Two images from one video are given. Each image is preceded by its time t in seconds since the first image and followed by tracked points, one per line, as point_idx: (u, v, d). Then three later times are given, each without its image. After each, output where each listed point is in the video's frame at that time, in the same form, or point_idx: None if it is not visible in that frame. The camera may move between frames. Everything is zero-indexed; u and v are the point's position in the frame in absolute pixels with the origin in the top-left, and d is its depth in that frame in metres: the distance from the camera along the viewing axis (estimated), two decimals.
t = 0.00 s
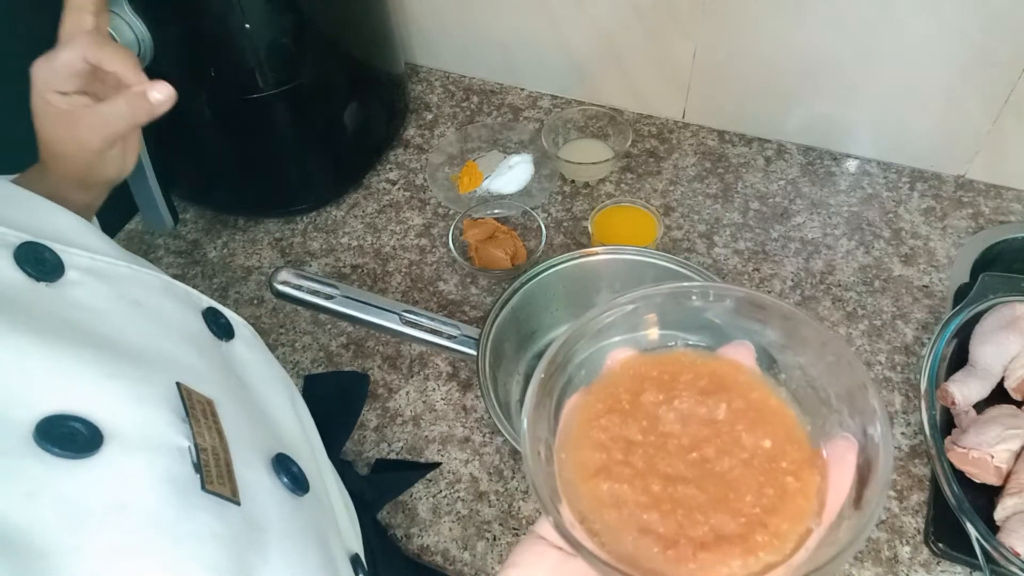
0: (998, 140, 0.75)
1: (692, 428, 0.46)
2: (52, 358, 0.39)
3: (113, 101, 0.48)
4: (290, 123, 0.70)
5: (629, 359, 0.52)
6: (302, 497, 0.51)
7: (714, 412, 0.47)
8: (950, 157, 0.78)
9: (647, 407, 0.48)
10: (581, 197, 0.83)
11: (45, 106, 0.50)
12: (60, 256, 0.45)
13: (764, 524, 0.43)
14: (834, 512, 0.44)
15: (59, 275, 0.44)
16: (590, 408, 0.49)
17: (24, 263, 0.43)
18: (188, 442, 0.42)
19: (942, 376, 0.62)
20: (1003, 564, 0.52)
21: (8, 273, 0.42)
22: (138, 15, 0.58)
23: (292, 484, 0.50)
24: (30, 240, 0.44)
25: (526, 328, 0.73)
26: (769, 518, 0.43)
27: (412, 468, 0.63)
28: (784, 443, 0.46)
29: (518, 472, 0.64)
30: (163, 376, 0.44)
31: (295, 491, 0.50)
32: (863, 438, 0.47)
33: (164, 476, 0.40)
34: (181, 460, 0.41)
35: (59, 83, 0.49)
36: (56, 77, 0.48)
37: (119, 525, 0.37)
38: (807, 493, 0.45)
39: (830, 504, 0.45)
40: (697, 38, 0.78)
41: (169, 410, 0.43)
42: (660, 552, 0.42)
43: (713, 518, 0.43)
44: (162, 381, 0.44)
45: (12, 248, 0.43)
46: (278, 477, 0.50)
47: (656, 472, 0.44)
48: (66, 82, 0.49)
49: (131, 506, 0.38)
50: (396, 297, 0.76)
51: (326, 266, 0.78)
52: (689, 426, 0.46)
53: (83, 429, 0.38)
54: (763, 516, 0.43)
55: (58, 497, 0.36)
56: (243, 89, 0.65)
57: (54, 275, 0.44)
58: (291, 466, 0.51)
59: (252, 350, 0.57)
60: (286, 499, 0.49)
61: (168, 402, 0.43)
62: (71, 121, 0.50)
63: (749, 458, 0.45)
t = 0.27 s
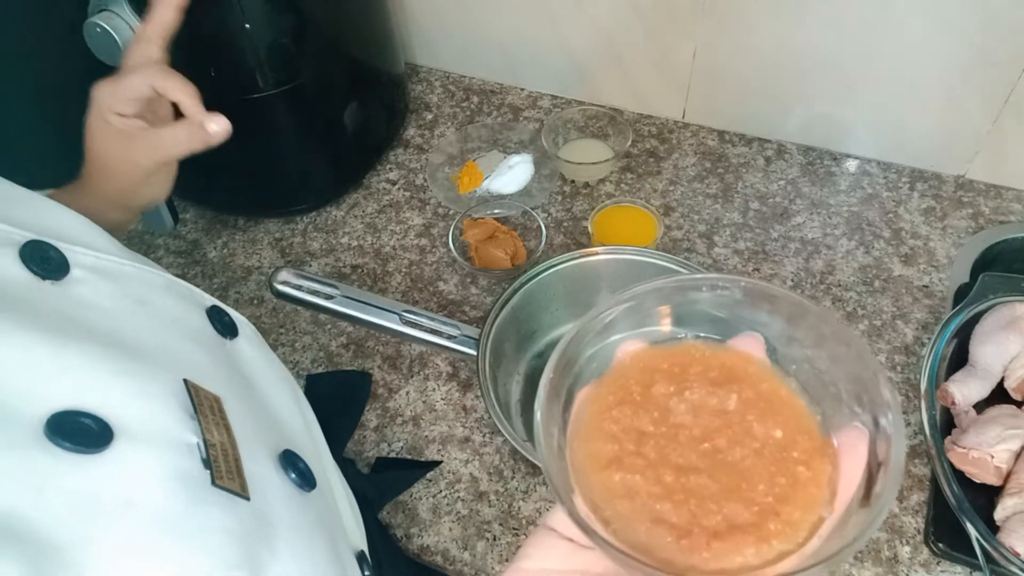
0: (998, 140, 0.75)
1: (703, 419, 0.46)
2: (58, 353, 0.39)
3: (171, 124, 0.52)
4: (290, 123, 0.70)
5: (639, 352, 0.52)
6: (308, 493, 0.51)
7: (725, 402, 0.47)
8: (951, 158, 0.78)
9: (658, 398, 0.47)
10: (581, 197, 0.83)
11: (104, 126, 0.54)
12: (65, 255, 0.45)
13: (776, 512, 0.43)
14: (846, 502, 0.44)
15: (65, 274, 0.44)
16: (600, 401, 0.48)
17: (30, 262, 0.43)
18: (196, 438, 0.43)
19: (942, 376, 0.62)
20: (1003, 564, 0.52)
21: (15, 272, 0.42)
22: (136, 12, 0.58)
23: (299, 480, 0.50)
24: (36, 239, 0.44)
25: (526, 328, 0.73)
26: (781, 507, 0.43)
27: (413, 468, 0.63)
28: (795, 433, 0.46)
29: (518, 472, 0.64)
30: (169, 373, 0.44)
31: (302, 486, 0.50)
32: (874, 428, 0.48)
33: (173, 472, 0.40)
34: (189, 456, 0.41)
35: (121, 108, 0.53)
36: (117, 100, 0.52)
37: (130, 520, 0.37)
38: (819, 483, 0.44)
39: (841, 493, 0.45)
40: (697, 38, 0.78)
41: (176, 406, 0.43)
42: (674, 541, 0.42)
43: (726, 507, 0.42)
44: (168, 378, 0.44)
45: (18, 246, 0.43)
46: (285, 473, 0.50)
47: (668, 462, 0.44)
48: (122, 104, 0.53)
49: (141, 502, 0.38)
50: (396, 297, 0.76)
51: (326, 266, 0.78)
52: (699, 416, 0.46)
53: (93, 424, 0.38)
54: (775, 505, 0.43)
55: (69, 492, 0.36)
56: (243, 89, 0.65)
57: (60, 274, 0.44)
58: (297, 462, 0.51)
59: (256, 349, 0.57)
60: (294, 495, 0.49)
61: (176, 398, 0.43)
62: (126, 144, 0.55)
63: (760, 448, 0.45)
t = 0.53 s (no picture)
0: (999, 140, 0.75)
1: (717, 416, 0.46)
2: (64, 349, 0.39)
3: (173, 119, 0.53)
4: (291, 122, 0.70)
5: (651, 348, 0.52)
6: (315, 490, 0.51)
7: (739, 399, 0.47)
8: (951, 158, 0.78)
9: (671, 395, 0.47)
10: (581, 197, 0.83)
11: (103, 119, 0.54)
12: (72, 254, 0.45)
13: (792, 509, 0.43)
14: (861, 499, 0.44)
15: (71, 272, 0.44)
16: (614, 397, 0.48)
17: (38, 260, 0.43)
18: (206, 435, 0.43)
19: (942, 376, 0.62)
20: (1003, 564, 0.52)
21: (22, 270, 0.42)
22: (137, 13, 0.58)
23: (306, 476, 0.51)
24: (42, 238, 0.44)
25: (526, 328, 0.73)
26: (796, 504, 0.43)
27: (412, 468, 0.63)
28: (809, 430, 0.46)
29: (518, 473, 0.64)
30: (178, 370, 0.45)
31: (310, 483, 0.51)
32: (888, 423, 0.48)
33: (184, 469, 0.40)
34: (199, 452, 0.41)
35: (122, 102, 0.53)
36: (118, 95, 0.53)
37: (144, 517, 0.37)
38: (833, 480, 0.45)
39: (857, 490, 0.45)
40: (698, 38, 0.78)
41: (185, 403, 0.43)
42: (689, 537, 0.42)
43: (741, 504, 0.42)
44: (177, 376, 0.44)
45: (24, 244, 0.43)
46: (292, 469, 0.50)
47: (683, 459, 0.44)
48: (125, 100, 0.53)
49: (154, 499, 0.38)
50: (396, 297, 0.76)
51: (326, 266, 0.78)
52: (715, 414, 0.46)
53: (104, 421, 0.38)
54: (791, 501, 0.43)
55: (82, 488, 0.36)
56: (242, 88, 0.65)
57: (67, 271, 0.44)
58: (304, 459, 0.51)
59: (260, 347, 0.57)
60: (302, 492, 0.49)
61: (185, 395, 0.43)
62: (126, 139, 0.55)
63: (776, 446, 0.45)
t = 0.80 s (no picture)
0: (999, 140, 0.75)
1: (717, 394, 0.45)
2: (68, 350, 0.38)
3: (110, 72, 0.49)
4: (291, 122, 0.70)
5: (650, 329, 0.51)
6: (320, 488, 0.51)
7: (740, 376, 0.46)
8: (951, 158, 0.78)
9: (671, 373, 0.47)
10: (581, 197, 0.83)
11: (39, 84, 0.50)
12: (75, 254, 0.45)
13: (793, 486, 0.42)
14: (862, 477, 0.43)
15: (75, 273, 0.44)
16: (614, 375, 0.47)
17: (40, 261, 0.42)
18: (211, 433, 0.43)
19: (942, 376, 0.62)
20: (1003, 564, 0.52)
21: (25, 271, 0.42)
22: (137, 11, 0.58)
23: (310, 474, 0.51)
24: (44, 238, 0.44)
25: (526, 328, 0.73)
26: (798, 481, 0.42)
27: (412, 467, 0.63)
28: (811, 407, 0.45)
29: (518, 472, 0.64)
30: (183, 368, 0.45)
31: (314, 480, 0.51)
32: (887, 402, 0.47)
33: (190, 467, 0.40)
34: (205, 450, 0.41)
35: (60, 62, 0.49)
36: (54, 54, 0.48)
37: (153, 514, 0.37)
38: (835, 457, 0.44)
39: (860, 467, 0.44)
40: (699, 37, 0.78)
41: (190, 401, 0.43)
42: (688, 515, 0.41)
43: (742, 481, 0.41)
44: (182, 374, 0.44)
45: (27, 246, 0.42)
46: (297, 468, 0.50)
47: (681, 437, 0.43)
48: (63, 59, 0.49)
49: (161, 496, 0.38)
50: (396, 297, 0.76)
51: (326, 266, 0.78)
52: (715, 390, 0.45)
53: (111, 420, 0.38)
54: (793, 479, 0.42)
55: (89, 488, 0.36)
56: (242, 89, 0.65)
57: (70, 271, 0.44)
58: (308, 456, 0.51)
59: (263, 346, 0.57)
60: (306, 490, 0.49)
61: (190, 395, 0.43)
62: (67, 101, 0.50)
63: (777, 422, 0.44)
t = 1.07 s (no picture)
0: (999, 140, 0.75)
1: (711, 339, 0.45)
2: (62, 347, 0.39)
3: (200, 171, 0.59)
4: (290, 122, 0.69)
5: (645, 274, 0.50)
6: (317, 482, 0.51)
7: (736, 319, 0.46)
8: (951, 158, 0.78)
9: (665, 320, 0.46)
10: (581, 197, 0.83)
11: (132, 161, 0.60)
12: (67, 256, 0.45)
13: (794, 426, 0.41)
14: (866, 414, 0.43)
15: (68, 274, 0.44)
16: (606, 324, 0.47)
17: (33, 263, 0.43)
18: (202, 428, 0.43)
19: (942, 376, 0.62)
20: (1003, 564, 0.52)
21: (18, 272, 0.42)
22: (137, 14, 0.58)
23: (307, 467, 0.50)
24: (37, 240, 0.44)
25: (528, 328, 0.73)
26: (798, 421, 0.42)
27: (412, 466, 0.63)
28: (810, 347, 0.45)
29: (518, 472, 0.64)
30: (175, 364, 0.45)
31: (311, 474, 0.51)
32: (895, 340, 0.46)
33: (181, 461, 0.40)
34: (196, 444, 0.41)
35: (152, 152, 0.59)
36: (148, 144, 0.58)
37: (143, 507, 0.37)
38: (836, 396, 0.43)
39: (863, 406, 0.43)
40: (698, 37, 0.78)
41: (183, 396, 0.43)
42: (684, 457, 0.40)
43: (739, 423, 0.41)
44: (175, 370, 0.44)
45: (21, 248, 0.43)
46: (292, 461, 0.50)
47: (676, 381, 0.43)
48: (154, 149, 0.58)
49: (153, 490, 0.38)
50: (396, 297, 0.76)
51: (326, 266, 0.78)
52: (710, 334, 0.45)
53: (102, 413, 0.38)
54: (793, 419, 0.42)
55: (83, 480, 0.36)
56: (243, 88, 0.65)
57: (63, 273, 0.44)
58: (304, 450, 0.51)
59: (261, 344, 0.57)
60: (303, 484, 0.49)
61: (182, 390, 0.43)
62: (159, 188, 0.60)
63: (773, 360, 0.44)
